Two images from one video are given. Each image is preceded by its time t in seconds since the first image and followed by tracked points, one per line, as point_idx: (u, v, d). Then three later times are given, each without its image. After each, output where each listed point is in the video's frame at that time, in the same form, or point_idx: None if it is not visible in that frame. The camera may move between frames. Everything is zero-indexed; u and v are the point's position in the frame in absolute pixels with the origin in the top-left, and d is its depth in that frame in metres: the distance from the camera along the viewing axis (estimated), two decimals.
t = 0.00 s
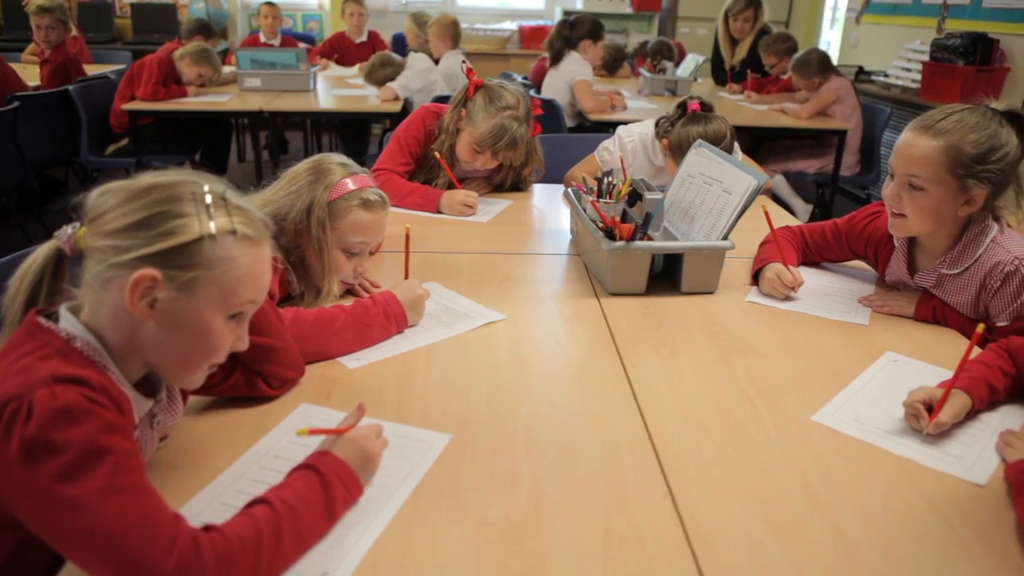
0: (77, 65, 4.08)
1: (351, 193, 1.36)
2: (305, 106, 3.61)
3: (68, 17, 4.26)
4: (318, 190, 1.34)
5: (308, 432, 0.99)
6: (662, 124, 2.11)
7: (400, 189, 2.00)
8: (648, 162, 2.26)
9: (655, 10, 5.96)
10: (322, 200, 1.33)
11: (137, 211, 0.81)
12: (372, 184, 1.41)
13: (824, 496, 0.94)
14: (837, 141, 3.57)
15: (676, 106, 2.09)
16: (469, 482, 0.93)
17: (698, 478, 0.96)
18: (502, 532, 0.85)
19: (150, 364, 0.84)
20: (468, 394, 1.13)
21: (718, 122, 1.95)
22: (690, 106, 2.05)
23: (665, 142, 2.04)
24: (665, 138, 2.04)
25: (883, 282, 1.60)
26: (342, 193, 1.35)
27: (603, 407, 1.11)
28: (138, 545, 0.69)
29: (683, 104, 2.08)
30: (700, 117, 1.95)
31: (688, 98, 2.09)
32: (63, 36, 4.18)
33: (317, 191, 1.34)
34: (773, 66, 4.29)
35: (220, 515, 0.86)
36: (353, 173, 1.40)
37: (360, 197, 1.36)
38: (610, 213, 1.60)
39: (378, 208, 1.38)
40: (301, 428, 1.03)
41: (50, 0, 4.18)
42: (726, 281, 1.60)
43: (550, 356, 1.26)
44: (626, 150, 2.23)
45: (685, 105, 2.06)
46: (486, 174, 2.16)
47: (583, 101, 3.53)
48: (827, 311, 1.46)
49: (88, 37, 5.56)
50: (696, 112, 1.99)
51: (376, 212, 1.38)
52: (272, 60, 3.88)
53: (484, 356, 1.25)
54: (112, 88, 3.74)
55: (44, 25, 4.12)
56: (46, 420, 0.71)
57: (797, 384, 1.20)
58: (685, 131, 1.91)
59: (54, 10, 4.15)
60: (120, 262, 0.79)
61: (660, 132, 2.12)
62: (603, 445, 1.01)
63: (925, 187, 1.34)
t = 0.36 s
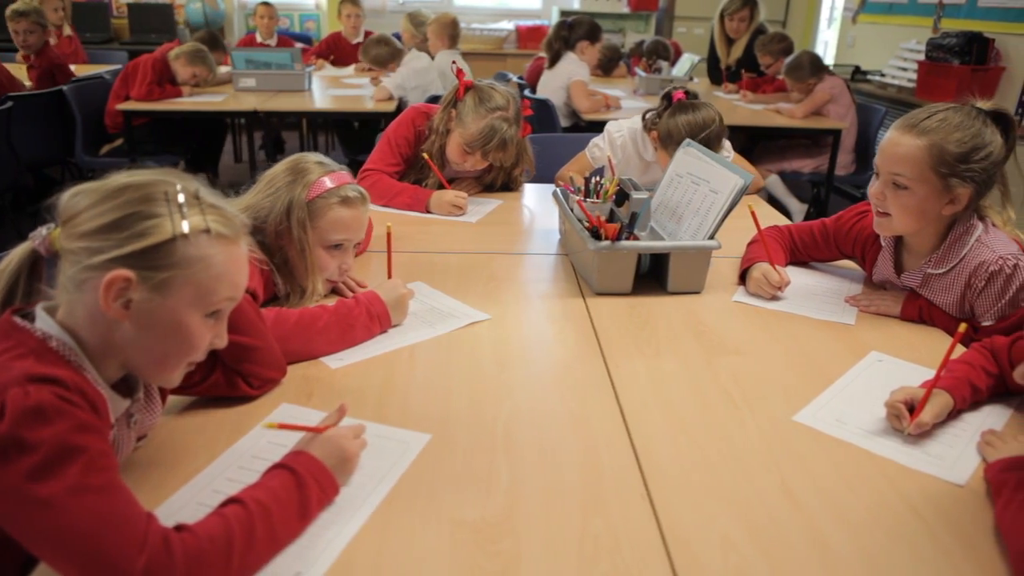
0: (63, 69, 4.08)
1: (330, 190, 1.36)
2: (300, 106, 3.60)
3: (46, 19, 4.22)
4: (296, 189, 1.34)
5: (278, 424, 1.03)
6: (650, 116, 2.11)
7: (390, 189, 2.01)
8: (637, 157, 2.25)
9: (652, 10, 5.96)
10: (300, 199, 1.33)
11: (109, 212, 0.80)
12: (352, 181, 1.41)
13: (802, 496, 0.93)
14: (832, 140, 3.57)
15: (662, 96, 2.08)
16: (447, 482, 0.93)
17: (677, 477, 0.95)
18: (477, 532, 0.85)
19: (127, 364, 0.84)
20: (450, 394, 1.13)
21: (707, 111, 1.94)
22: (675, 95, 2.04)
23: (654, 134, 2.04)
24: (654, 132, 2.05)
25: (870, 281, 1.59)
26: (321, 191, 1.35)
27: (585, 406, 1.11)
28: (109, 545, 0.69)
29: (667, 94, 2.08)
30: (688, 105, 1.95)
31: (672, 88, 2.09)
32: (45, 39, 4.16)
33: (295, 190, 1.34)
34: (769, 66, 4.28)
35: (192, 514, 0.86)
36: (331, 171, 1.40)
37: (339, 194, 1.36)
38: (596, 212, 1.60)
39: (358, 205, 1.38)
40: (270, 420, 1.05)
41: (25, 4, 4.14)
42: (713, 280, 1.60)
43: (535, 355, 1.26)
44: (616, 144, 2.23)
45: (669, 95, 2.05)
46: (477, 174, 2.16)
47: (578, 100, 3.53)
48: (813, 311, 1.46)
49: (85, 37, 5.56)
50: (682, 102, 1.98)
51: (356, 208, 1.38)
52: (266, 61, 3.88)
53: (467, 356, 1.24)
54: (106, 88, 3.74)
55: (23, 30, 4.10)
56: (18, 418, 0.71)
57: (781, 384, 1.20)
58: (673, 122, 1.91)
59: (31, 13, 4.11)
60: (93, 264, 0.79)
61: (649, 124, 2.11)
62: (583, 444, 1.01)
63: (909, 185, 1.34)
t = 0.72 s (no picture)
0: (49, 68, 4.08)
1: (310, 184, 1.38)
2: (296, 106, 3.60)
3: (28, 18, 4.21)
4: (277, 185, 1.36)
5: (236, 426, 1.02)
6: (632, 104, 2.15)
7: (379, 189, 2.01)
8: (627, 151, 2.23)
9: (649, 9, 5.96)
10: (281, 194, 1.35)
11: (75, 212, 0.81)
12: (332, 175, 1.44)
13: (779, 496, 0.93)
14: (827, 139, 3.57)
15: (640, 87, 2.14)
16: (424, 482, 0.93)
17: (655, 477, 0.95)
18: (451, 532, 0.84)
19: (100, 364, 0.84)
20: (431, 394, 1.13)
21: (689, 87, 1.96)
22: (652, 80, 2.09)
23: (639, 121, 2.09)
24: (639, 119, 2.09)
25: (857, 281, 1.59)
26: (301, 185, 1.37)
27: (565, 406, 1.11)
28: (77, 544, 0.69)
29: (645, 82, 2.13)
30: (669, 84, 1.97)
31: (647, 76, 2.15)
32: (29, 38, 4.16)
33: (276, 185, 1.36)
34: (765, 66, 4.28)
35: (164, 514, 0.86)
36: (310, 166, 1.43)
37: (319, 188, 1.39)
38: (583, 212, 1.59)
39: (339, 198, 1.41)
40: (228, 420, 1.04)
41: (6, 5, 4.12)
42: (701, 280, 1.59)
43: (518, 355, 1.26)
44: (605, 141, 2.23)
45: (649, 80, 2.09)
46: (467, 174, 2.16)
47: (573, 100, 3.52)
48: (799, 311, 1.46)
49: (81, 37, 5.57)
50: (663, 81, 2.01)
51: (337, 202, 1.40)
52: (261, 61, 3.89)
53: (449, 356, 1.24)
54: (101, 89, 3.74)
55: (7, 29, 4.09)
56: None
57: (763, 384, 1.20)
58: (652, 107, 1.97)
59: (12, 12, 4.10)
60: (59, 264, 0.79)
61: (632, 111, 2.15)
62: (561, 443, 1.01)
63: (893, 184, 1.34)
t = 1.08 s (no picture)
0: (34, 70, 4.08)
1: (297, 187, 1.38)
2: (291, 106, 3.60)
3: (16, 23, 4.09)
4: (264, 187, 1.36)
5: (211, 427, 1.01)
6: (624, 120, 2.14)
7: (369, 189, 2.01)
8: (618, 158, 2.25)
9: (645, 9, 5.96)
10: (267, 196, 1.35)
11: (52, 211, 0.81)
12: (320, 178, 1.44)
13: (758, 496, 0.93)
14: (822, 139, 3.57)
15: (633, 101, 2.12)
16: (402, 481, 0.93)
17: (634, 477, 0.95)
18: (427, 532, 0.84)
19: (77, 363, 0.84)
20: (413, 394, 1.12)
21: (679, 111, 2.00)
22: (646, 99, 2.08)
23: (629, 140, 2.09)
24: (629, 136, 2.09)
25: (844, 280, 1.59)
26: (288, 188, 1.37)
27: (546, 406, 1.11)
28: (48, 544, 0.69)
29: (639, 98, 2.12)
30: (659, 108, 2.00)
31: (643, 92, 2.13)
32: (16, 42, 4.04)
33: (263, 187, 1.36)
34: (760, 65, 4.28)
35: (139, 514, 0.85)
36: (298, 168, 1.43)
37: (307, 191, 1.38)
38: (570, 212, 1.59)
39: (326, 201, 1.41)
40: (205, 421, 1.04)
41: None
42: (688, 280, 1.59)
43: (502, 355, 1.26)
44: (597, 144, 2.23)
45: (640, 99, 2.10)
46: (458, 174, 2.17)
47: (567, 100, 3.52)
48: (786, 310, 1.46)
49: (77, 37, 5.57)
50: (654, 104, 2.03)
51: (324, 205, 1.40)
52: (256, 61, 3.87)
53: (433, 356, 1.24)
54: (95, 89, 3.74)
55: None
56: None
57: (747, 383, 1.20)
58: (645, 125, 1.97)
59: None
60: (35, 264, 0.79)
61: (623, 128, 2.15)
62: (541, 443, 1.01)
63: (878, 184, 1.34)
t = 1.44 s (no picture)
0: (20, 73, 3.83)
1: (284, 187, 1.38)
2: (286, 107, 3.60)
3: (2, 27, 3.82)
4: (249, 187, 1.36)
5: (197, 413, 1.05)
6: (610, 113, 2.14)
7: (359, 188, 2.01)
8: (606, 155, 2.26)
9: (642, 8, 5.96)
10: (253, 196, 1.35)
11: (26, 213, 0.80)
12: (307, 179, 1.44)
13: (736, 497, 0.93)
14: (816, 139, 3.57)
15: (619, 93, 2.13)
16: (379, 482, 0.93)
17: (611, 477, 0.95)
18: (403, 532, 0.84)
19: (51, 364, 0.84)
20: (393, 395, 1.12)
21: (665, 102, 2.00)
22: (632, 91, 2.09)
23: (615, 132, 2.10)
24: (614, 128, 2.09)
25: (831, 280, 1.59)
26: (274, 189, 1.37)
27: (526, 405, 1.11)
28: (18, 545, 0.69)
29: (625, 90, 2.12)
30: (645, 98, 2.01)
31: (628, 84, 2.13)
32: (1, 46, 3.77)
33: (248, 188, 1.36)
34: (755, 65, 4.28)
35: (112, 514, 0.85)
36: (285, 168, 1.43)
37: (293, 192, 1.39)
38: (556, 211, 1.58)
39: (312, 202, 1.41)
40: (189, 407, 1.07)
41: None
42: (675, 280, 1.59)
43: (485, 355, 1.26)
44: (585, 141, 2.23)
45: (626, 91, 2.11)
46: (448, 173, 2.18)
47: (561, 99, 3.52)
48: (772, 310, 1.46)
49: (73, 37, 5.57)
50: (640, 95, 2.04)
51: (311, 206, 1.40)
52: (251, 61, 3.88)
53: (416, 356, 1.24)
54: (90, 89, 3.75)
55: None
56: None
57: (730, 383, 1.20)
58: (630, 116, 1.98)
59: None
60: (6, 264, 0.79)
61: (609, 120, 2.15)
62: (520, 443, 1.01)
63: (864, 187, 1.34)
